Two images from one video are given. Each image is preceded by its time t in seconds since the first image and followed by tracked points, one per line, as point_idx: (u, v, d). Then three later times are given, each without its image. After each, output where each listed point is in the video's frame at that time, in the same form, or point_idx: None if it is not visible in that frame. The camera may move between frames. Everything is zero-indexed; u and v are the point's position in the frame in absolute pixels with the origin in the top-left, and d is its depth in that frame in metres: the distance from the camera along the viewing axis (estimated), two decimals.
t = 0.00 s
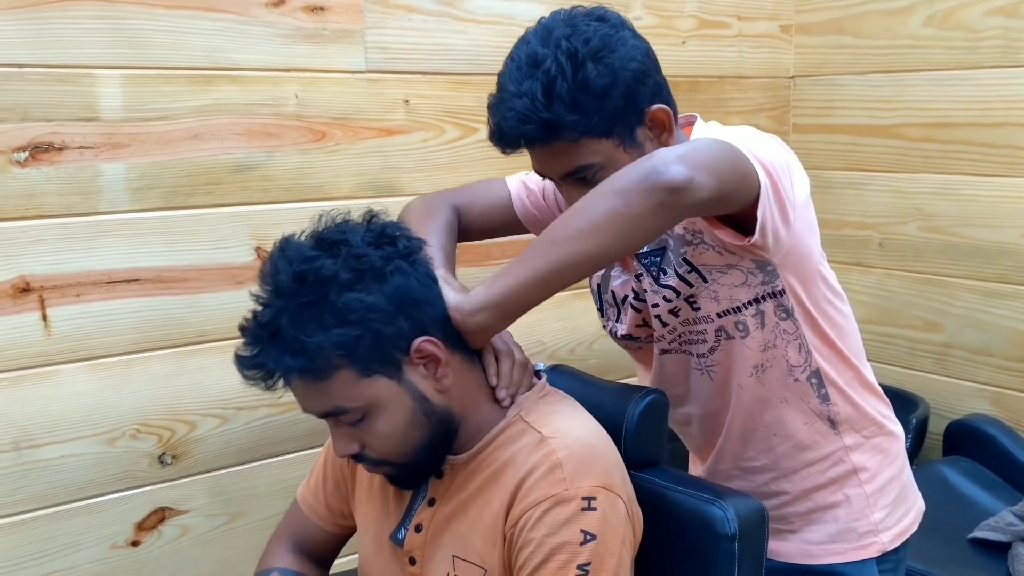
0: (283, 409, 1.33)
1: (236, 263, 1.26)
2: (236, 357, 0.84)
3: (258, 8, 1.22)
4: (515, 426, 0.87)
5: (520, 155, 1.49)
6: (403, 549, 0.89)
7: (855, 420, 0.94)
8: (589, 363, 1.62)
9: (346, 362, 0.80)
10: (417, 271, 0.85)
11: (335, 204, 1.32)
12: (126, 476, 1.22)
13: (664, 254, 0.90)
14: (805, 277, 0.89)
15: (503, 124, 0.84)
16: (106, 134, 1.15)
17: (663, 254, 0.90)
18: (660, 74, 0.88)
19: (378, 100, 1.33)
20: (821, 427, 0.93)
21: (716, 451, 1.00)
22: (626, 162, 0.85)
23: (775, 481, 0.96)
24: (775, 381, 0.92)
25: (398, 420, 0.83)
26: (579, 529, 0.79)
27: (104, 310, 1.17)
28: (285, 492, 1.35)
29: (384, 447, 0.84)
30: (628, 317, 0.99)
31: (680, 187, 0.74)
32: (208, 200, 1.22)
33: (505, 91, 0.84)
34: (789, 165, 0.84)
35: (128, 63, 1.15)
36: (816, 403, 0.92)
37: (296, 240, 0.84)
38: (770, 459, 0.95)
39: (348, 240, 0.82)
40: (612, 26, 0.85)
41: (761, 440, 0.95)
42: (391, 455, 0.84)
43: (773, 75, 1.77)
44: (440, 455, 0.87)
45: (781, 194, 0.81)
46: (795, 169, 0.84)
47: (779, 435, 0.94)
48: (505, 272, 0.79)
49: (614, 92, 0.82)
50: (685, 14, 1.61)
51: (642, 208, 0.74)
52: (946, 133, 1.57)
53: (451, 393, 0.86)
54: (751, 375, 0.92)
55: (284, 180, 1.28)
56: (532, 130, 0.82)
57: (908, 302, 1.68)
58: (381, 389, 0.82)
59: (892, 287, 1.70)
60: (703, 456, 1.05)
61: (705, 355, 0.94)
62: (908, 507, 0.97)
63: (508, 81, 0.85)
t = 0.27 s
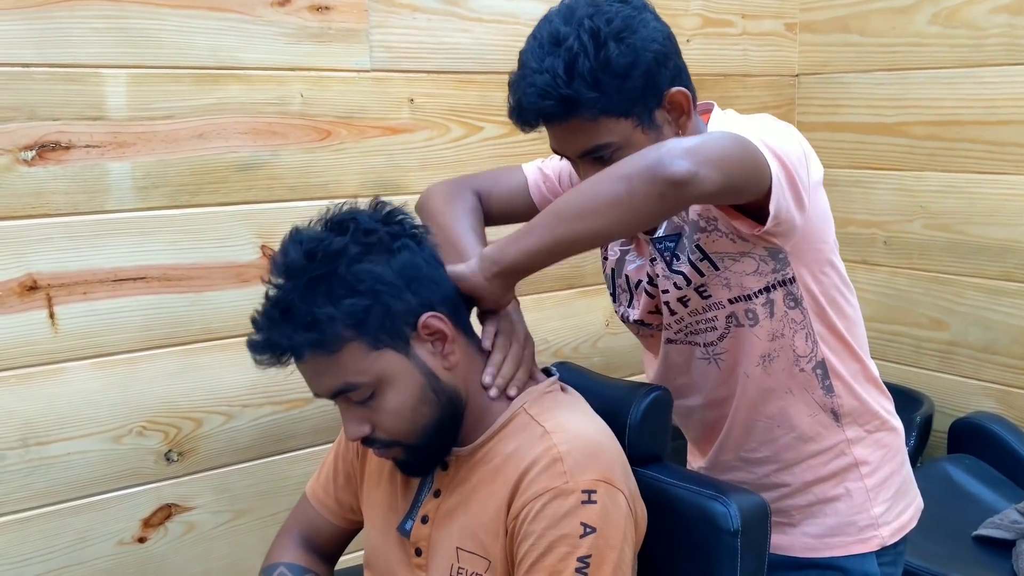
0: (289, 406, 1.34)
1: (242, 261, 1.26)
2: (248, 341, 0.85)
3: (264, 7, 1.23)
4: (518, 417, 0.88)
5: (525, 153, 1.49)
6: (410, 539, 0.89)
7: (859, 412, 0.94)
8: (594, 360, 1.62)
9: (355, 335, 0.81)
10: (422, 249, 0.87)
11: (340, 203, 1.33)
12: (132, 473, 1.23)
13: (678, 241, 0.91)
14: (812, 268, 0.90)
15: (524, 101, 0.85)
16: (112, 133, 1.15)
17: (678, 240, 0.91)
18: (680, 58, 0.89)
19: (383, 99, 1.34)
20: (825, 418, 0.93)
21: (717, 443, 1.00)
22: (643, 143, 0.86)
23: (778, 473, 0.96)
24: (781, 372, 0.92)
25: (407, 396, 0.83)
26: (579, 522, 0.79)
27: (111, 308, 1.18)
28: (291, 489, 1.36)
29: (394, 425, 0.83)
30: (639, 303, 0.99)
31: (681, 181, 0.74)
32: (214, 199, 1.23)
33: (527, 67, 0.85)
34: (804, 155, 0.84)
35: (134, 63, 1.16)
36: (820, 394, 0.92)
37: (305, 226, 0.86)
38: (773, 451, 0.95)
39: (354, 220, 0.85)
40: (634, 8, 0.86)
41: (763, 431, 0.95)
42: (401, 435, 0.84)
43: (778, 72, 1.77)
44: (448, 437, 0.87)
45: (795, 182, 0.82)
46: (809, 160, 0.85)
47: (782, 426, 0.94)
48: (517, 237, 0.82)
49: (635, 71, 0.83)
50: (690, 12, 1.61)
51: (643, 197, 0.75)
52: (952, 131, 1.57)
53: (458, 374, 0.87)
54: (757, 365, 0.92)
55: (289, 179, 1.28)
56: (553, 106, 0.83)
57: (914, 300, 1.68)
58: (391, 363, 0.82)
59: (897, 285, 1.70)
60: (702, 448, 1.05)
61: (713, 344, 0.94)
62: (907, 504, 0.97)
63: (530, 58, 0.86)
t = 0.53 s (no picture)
0: (292, 404, 1.34)
1: (245, 259, 1.27)
2: (268, 322, 0.86)
3: (267, 6, 1.23)
4: (528, 418, 0.88)
5: (529, 152, 1.49)
6: (417, 533, 0.89)
7: (865, 409, 0.94)
8: (597, 359, 1.62)
9: (375, 326, 0.81)
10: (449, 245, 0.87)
11: (343, 202, 1.33)
12: (136, 471, 1.23)
13: (687, 237, 0.91)
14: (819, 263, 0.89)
15: (537, 83, 0.86)
16: (116, 132, 1.16)
17: (685, 236, 0.91)
18: (694, 51, 0.89)
19: (386, 98, 1.34)
20: (831, 415, 0.93)
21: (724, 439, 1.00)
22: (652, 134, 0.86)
23: (783, 469, 0.96)
24: (789, 368, 0.92)
25: (419, 388, 0.84)
26: (589, 520, 0.79)
27: (114, 306, 1.18)
28: (295, 486, 1.36)
29: (405, 416, 0.84)
30: (645, 300, 0.99)
31: (700, 160, 0.74)
32: (217, 197, 1.24)
33: (543, 51, 0.86)
34: (813, 151, 0.84)
35: (137, 62, 1.16)
36: (828, 391, 0.92)
37: (332, 212, 0.86)
38: (779, 447, 0.95)
39: (381, 210, 0.85)
40: None
41: (769, 427, 0.95)
42: (411, 426, 0.84)
43: (782, 71, 1.77)
44: (457, 431, 0.87)
45: (805, 179, 0.82)
46: (819, 156, 0.85)
47: (789, 422, 0.93)
48: (534, 217, 0.81)
49: (648, 60, 0.83)
50: (693, 12, 1.61)
51: (662, 175, 0.75)
52: (955, 130, 1.57)
53: (473, 366, 0.87)
54: (766, 360, 0.92)
55: (293, 178, 1.29)
56: (565, 89, 0.83)
57: (917, 299, 1.68)
58: (407, 355, 0.83)
59: (901, 284, 1.70)
60: (709, 443, 1.05)
61: (722, 338, 0.94)
62: (912, 501, 0.97)
63: (546, 42, 0.86)
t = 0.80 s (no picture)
0: (294, 404, 1.35)
1: (248, 260, 1.27)
2: (254, 334, 0.87)
3: (269, 8, 1.24)
4: (517, 417, 0.88)
5: (531, 153, 1.50)
6: (408, 536, 0.90)
7: (874, 408, 0.94)
8: (599, 360, 1.63)
9: (360, 337, 0.82)
10: (434, 254, 0.87)
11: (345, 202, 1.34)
12: (138, 470, 1.24)
13: (695, 237, 0.91)
14: (829, 261, 0.90)
15: (544, 86, 0.86)
16: (119, 133, 1.17)
17: (695, 236, 0.91)
18: (700, 53, 0.89)
19: (388, 100, 1.35)
20: (841, 413, 0.93)
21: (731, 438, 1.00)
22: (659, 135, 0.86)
23: (792, 467, 0.96)
24: (798, 366, 0.92)
25: (405, 398, 0.84)
26: (577, 521, 0.79)
27: (117, 306, 1.19)
28: (296, 486, 1.37)
29: (390, 425, 0.84)
30: (652, 298, 0.99)
31: (714, 159, 0.75)
32: (220, 198, 1.24)
33: (550, 54, 0.86)
34: (823, 148, 0.85)
35: (141, 63, 1.17)
36: (836, 389, 0.92)
37: (317, 221, 0.87)
38: (788, 445, 0.95)
39: (366, 221, 0.85)
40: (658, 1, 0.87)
41: (778, 425, 0.94)
42: (396, 435, 0.85)
43: (784, 73, 1.77)
44: (443, 438, 0.88)
45: (817, 179, 0.82)
46: (827, 154, 0.85)
47: (798, 421, 0.93)
48: (540, 217, 0.80)
49: (655, 63, 0.83)
50: (695, 13, 1.61)
51: (676, 176, 0.75)
52: (956, 131, 1.57)
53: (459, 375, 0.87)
54: (773, 358, 0.92)
55: (295, 179, 1.29)
56: (573, 92, 0.84)
57: (919, 300, 1.68)
58: (392, 365, 0.83)
59: (903, 285, 1.70)
60: (714, 443, 1.04)
61: (732, 337, 0.93)
62: (919, 500, 0.97)
63: (553, 45, 0.86)
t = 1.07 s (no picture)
0: (297, 407, 1.35)
1: (250, 263, 1.28)
2: (266, 325, 0.86)
3: (271, 11, 1.24)
4: (526, 420, 0.88)
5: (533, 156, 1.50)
6: (413, 537, 0.90)
7: (878, 409, 0.94)
8: (601, 363, 1.63)
9: (374, 330, 0.81)
10: (449, 250, 0.87)
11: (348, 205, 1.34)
12: (140, 473, 1.24)
13: (699, 235, 0.90)
14: (834, 262, 0.89)
15: (547, 86, 0.86)
16: (122, 136, 1.17)
17: (699, 235, 0.90)
18: (705, 51, 0.89)
19: (390, 103, 1.35)
20: (844, 414, 0.93)
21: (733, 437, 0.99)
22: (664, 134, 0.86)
23: (794, 468, 0.96)
24: (800, 367, 0.91)
25: (417, 393, 0.84)
26: (585, 524, 0.79)
27: (119, 309, 1.19)
28: (298, 489, 1.37)
29: (400, 420, 0.84)
30: (653, 293, 0.98)
31: (723, 157, 0.74)
32: (222, 201, 1.24)
33: (553, 53, 0.87)
34: (827, 149, 0.84)
35: (144, 66, 1.17)
36: (839, 390, 0.92)
37: (332, 214, 0.86)
38: (790, 446, 0.95)
39: (382, 215, 0.85)
40: None
41: (781, 425, 0.94)
42: (405, 430, 0.85)
43: (787, 76, 1.77)
44: (451, 437, 0.87)
45: (822, 180, 0.82)
46: (832, 154, 0.85)
47: (800, 422, 0.93)
48: (547, 221, 0.80)
49: (658, 61, 0.83)
50: (697, 16, 1.61)
51: (685, 175, 0.75)
52: (958, 134, 1.57)
53: (472, 373, 0.87)
54: (776, 359, 0.92)
55: (297, 182, 1.29)
56: (575, 92, 0.84)
57: (922, 303, 1.68)
58: (404, 359, 0.83)
59: (905, 288, 1.70)
60: (714, 441, 1.04)
61: (733, 336, 0.93)
62: (922, 502, 0.97)
63: (556, 45, 0.87)
